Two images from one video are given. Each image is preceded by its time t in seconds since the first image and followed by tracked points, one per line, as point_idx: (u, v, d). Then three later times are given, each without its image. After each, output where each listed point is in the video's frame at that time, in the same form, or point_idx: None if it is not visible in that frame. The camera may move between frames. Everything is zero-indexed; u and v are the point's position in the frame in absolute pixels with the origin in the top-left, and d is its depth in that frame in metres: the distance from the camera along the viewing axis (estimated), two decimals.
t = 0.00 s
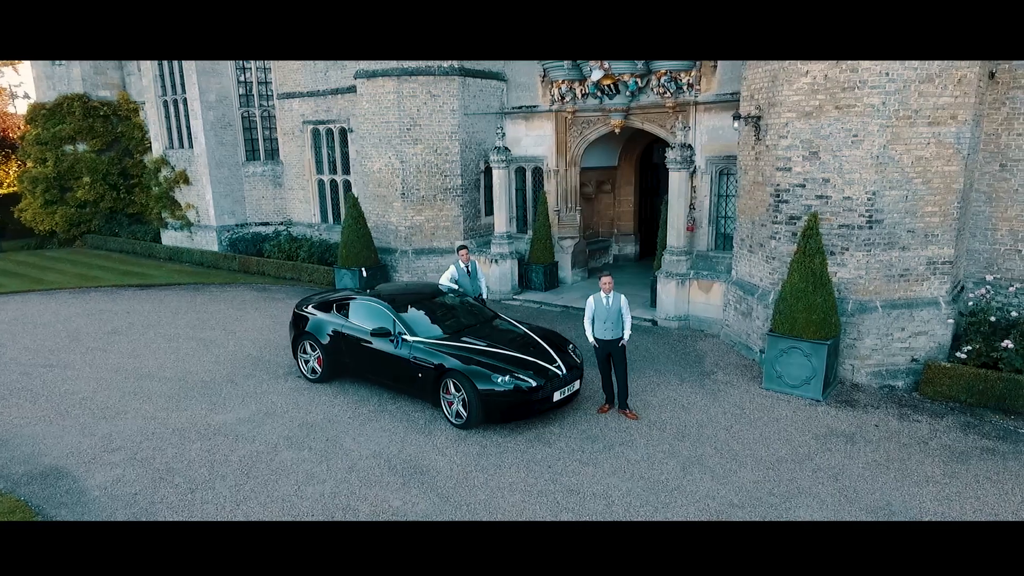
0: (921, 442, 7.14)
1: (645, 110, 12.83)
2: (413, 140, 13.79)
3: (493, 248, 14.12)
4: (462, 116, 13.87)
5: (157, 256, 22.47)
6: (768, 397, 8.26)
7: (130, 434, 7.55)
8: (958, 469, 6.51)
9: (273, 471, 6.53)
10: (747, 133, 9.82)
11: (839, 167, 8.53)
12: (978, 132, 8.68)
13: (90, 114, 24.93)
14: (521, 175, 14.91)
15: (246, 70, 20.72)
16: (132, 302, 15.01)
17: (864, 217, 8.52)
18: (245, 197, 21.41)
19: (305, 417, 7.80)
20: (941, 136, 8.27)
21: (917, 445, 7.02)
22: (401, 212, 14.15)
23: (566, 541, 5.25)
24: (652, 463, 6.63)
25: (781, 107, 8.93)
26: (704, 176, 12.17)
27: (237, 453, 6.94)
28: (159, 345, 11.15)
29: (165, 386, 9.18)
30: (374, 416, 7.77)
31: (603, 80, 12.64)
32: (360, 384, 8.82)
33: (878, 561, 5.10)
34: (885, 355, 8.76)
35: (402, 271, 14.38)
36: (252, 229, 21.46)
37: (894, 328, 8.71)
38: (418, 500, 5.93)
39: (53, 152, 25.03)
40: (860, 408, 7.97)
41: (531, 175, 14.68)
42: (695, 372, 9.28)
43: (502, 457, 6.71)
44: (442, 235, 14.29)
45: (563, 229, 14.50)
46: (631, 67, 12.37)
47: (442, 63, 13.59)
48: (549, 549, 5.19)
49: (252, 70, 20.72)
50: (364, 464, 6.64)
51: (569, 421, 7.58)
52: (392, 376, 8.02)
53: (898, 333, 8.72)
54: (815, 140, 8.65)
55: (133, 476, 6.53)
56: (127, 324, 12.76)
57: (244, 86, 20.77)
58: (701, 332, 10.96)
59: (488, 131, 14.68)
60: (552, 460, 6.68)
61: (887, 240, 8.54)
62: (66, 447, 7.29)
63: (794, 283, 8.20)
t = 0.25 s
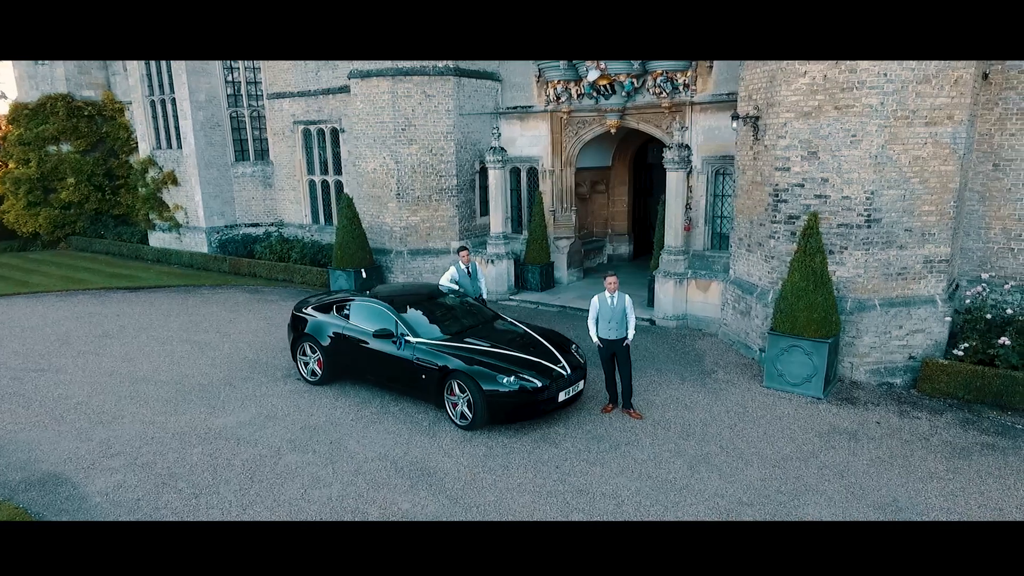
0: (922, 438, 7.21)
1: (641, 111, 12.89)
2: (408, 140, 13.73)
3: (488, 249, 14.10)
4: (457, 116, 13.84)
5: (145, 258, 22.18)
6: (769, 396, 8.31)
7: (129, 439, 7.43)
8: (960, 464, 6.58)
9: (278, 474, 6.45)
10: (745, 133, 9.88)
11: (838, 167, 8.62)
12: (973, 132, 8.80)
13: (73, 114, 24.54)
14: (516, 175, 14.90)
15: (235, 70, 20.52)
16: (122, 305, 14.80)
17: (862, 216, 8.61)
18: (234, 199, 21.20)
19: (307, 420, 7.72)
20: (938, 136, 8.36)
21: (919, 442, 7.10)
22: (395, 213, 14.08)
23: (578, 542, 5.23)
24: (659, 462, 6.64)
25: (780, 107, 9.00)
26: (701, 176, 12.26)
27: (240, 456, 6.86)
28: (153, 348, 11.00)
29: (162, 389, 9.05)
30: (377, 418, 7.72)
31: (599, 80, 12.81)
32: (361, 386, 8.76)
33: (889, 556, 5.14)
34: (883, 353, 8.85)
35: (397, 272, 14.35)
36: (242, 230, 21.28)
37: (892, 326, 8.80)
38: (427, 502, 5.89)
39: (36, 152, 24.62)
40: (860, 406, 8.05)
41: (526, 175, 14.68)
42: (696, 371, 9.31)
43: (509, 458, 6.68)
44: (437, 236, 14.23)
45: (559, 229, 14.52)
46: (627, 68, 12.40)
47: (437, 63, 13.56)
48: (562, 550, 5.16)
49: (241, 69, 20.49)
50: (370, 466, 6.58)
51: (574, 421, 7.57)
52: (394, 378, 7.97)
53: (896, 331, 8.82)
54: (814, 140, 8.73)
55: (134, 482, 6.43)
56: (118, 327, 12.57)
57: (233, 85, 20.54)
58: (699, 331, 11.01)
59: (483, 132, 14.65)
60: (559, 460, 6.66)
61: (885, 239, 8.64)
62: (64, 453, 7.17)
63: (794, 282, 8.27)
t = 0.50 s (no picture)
0: (926, 434, 7.30)
1: (638, 111, 13.00)
2: (404, 140, 13.68)
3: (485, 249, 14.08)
4: (454, 116, 13.82)
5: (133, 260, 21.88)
6: (773, 394, 8.36)
7: (131, 444, 7.32)
8: (965, 460, 6.67)
9: (287, 478, 6.38)
10: (744, 133, 9.96)
11: (838, 167, 8.71)
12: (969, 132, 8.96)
13: (58, 113, 24.15)
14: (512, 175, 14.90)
15: (224, 69, 20.32)
16: (113, 307, 14.58)
17: (862, 215, 8.72)
18: (225, 200, 21.02)
19: (313, 423, 7.65)
20: (936, 136, 8.52)
21: (923, 438, 7.18)
22: (391, 213, 14.03)
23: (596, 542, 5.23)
24: (669, 461, 6.66)
25: (780, 107, 9.07)
26: (697, 176, 12.34)
27: (247, 460, 6.77)
28: (149, 351, 10.85)
29: (161, 393, 8.92)
30: (383, 420, 7.67)
31: (597, 81, 12.88)
32: (364, 388, 8.70)
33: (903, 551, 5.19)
34: (882, 351, 8.95)
35: (393, 273, 14.28)
36: (232, 231, 21.10)
37: (891, 324, 8.91)
38: (440, 505, 5.86)
39: (19, 153, 24.19)
40: (862, 403, 8.14)
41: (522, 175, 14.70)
42: (698, 370, 9.35)
43: (519, 459, 6.67)
44: (434, 237, 14.21)
45: (555, 229, 14.54)
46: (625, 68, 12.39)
47: (433, 63, 13.54)
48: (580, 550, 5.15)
49: (231, 69, 20.30)
50: (379, 468, 6.54)
51: (581, 421, 7.57)
52: (400, 379, 7.92)
53: (895, 329, 8.93)
54: (814, 140, 8.82)
55: (140, 487, 6.32)
56: (111, 330, 12.37)
57: (223, 85, 20.35)
58: (698, 331, 11.07)
59: (478, 132, 14.64)
60: (569, 460, 6.66)
61: (884, 238, 8.75)
62: (65, 458, 7.04)
63: (796, 281, 8.34)
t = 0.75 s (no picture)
0: (930, 431, 7.37)
1: (636, 112, 13.08)
2: (402, 140, 13.67)
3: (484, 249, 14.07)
4: (451, 117, 13.83)
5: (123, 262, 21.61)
6: (777, 391, 8.42)
7: (135, 447, 7.20)
8: (970, 456, 6.74)
9: (297, 481, 6.32)
10: (745, 133, 10.04)
11: (839, 166, 8.81)
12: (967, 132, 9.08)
13: (44, 114, 23.78)
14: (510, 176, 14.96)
15: (216, 69, 20.14)
16: (106, 310, 14.38)
17: (863, 214, 8.82)
18: (217, 201, 20.86)
19: (319, 424, 7.59)
20: (936, 136, 8.64)
21: (928, 434, 7.25)
22: (389, 213, 14.02)
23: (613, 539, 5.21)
24: (679, 459, 6.67)
25: (781, 107, 9.15)
26: (696, 176, 12.47)
27: (255, 463, 6.70)
28: (146, 354, 10.70)
29: (161, 396, 8.80)
30: (390, 422, 7.61)
31: (596, 81, 12.96)
32: (369, 389, 8.65)
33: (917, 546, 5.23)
34: (884, 349, 9.04)
35: (391, 274, 14.25)
36: (224, 233, 20.93)
37: (892, 322, 9.00)
38: (454, 506, 5.83)
39: (4, 153, 23.80)
40: (866, 400, 8.21)
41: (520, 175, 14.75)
42: (701, 369, 9.39)
43: (530, 459, 6.65)
44: (432, 237, 14.23)
45: (553, 229, 14.60)
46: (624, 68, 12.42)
47: (431, 63, 13.54)
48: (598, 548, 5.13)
49: (223, 69, 20.14)
50: (390, 470, 6.49)
51: (589, 420, 7.57)
52: (406, 380, 7.88)
53: (896, 327, 9.02)
54: (815, 140, 8.92)
55: (147, 492, 6.22)
56: (105, 333, 12.19)
57: (215, 85, 20.17)
58: (699, 330, 11.14)
59: (476, 132, 14.67)
60: (580, 460, 6.65)
61: (885, 237, 8.86)
62: (68, 463, 6.91)
63: (800, 279, 8.42)
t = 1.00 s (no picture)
0: (936, 427, 7.44)
1: (635, 112, 13.16)
2: (401, 140, 13.68)
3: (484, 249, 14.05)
4: (451, 117, 13.86)
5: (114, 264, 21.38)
6: (783, 389, 8.47)
7: (140, 451, 7.08)
8: (978, 452, 6.81)
9: (310, 483, 6.25)
10: (747, 133, 10.11)
11: (842, 166, 8.88)
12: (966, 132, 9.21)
13: (32, 114, 23.41)
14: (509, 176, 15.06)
15: (208, 68, 19.97)
16: (100, 312, 14.18)
17: (866, 214, 8.90)
18: (210, 202, 20.70)
19: (327, 426, 7.52)
20: (937, 136, 8.75)
21: (934, 431, 7.32)
22: (388, 213, 14.02)
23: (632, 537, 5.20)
24: (691, 458, 6.68)
25: (784, 108, 9.23)
26: (696, 176, 12.62)
27: (265, 465, 6.62)
28: (145, 357, 10.56)
29: (164, 399, 8.68)
30: (399, 423, 7.57)
31: (595, 81, 13.01)
32: (375, 390, 8.60)
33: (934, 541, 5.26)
34: (886, 346, 9.14)
35: (391, 274, 14.24)
36: (218, 234, 20.78)
37: (894, 320, 9.10)
38: (470, 507, 5.79)
39: None
40: (871, 398, 8.28)
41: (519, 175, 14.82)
42: (706, 368, 9.43)
43: (543, 459, 6.64)
44: (432, 237, 14.24)
45: (553, 229, 14.67)
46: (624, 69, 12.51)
47: (430, 63, 13.56)
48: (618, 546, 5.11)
49: (216, 68, 19.97)
50: (402, 471, 6.44)
51: (598, 420, 7.57)
52: (415, 381, 7.85)
53: (898, 324, 9.12)
54: (819, 140, 8.99)
55: (156, 496, 6.12)
56: (102, 336, 12.01)
57: (207, 85, 20.00)
58: (701, 329, 11.22)
59: (475, 132, 14.70)
60: (593, 460, 6.64)
61: (888, 236, 8.94)
62: (73, 468, 6.77)
63: (805, 278, 8.48)
